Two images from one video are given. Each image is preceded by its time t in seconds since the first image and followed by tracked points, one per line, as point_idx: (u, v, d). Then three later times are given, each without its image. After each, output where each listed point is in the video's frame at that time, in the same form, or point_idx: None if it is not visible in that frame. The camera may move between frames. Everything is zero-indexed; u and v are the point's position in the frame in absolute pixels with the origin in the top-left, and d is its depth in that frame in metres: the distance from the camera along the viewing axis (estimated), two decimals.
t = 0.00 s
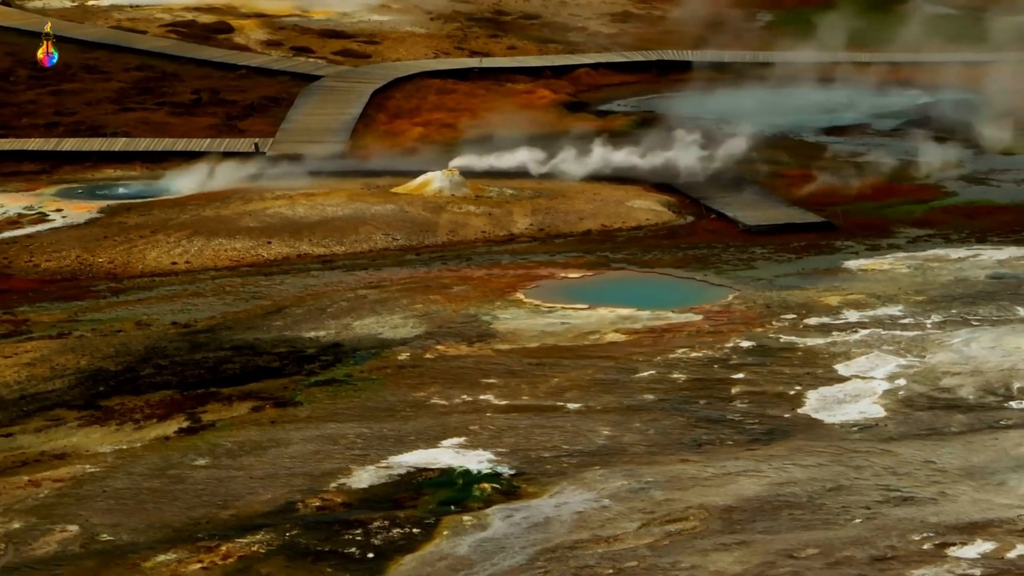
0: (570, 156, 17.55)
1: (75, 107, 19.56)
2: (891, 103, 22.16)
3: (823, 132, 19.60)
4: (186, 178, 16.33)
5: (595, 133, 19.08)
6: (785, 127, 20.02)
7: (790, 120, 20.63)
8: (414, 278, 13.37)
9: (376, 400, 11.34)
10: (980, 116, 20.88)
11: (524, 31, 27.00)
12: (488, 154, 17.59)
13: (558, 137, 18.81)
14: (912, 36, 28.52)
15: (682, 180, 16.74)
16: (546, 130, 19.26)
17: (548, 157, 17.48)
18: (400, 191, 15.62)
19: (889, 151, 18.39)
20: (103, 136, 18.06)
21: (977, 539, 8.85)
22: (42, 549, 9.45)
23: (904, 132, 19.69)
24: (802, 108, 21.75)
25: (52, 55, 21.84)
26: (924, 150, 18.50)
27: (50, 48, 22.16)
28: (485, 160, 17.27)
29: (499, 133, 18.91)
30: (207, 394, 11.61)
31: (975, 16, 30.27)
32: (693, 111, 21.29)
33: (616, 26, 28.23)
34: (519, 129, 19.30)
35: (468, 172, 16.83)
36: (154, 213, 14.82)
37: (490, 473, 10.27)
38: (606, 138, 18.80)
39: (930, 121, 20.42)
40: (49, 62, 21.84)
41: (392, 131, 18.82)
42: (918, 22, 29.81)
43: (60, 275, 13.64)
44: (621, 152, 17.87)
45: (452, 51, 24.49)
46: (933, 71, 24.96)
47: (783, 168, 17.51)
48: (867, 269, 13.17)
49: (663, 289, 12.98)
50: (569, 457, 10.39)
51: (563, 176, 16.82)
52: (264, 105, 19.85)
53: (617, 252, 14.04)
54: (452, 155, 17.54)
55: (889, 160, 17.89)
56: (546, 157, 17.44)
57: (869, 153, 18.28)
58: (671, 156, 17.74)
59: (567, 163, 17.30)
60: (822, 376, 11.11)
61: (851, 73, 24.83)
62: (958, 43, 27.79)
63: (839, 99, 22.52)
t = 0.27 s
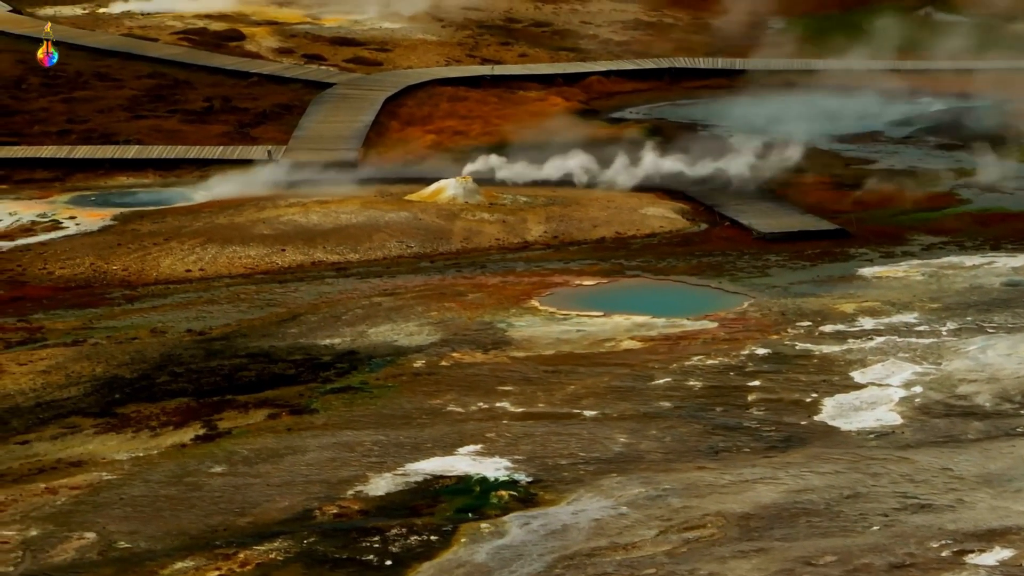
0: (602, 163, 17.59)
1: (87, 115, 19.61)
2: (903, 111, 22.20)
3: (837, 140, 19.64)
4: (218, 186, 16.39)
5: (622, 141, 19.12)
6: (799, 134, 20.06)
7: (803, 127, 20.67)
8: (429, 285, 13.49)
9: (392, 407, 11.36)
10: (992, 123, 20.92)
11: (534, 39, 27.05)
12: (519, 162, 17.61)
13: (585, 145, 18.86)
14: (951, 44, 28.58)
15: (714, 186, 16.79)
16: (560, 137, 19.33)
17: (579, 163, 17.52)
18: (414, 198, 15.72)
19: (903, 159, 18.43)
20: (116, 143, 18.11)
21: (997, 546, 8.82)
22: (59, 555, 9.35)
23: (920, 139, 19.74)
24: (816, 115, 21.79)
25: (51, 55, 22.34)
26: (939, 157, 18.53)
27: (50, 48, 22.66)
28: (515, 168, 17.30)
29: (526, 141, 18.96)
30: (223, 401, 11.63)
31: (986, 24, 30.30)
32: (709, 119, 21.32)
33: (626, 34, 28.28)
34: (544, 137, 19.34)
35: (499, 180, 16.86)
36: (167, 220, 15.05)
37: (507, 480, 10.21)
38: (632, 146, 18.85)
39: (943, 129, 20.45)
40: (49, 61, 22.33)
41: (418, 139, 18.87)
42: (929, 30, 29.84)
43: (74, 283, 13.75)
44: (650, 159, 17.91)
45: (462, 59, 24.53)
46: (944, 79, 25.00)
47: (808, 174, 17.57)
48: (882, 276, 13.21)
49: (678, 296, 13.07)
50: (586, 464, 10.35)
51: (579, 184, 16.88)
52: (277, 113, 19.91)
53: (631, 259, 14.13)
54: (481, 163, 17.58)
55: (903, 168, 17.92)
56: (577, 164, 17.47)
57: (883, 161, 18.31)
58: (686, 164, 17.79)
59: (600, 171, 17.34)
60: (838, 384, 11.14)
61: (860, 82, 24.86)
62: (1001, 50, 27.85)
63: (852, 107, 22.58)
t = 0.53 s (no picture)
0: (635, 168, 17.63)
1: (98, 121, 19.64)
2: (915, 117, 22.20)
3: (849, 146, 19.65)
4: (254, 191, 16.49)
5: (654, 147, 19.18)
6: (811, 140, 20.07)
7: (816, 134, 20.67)
8: (442, 291, 13.52)
9: (406, 413, 11.37)
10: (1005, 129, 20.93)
11: (543, 45, 27.08)
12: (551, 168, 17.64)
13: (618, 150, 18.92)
14: (990, 49, 28.64)
15: (747, 192, 16.82)
16: (572, 143, 19.34)
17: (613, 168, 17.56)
18: (426, 205, 15.77)
19: (915, 164, 18.44)
20: (127, 149, 18.14)
21: (1012, 552, 8.82)
22: (74, 561, 9.36)
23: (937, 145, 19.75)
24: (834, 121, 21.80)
25: (51, 55, 22.73)
26: (951, 163, 18.53)
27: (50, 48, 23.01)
28: (549, 175, 17.34)
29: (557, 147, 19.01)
30: (237, 407, 11.64)
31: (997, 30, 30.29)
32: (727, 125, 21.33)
33: (636, 39, 28.31)
34: (574, 142, 19.39)
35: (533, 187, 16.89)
36: (178, 226, 15.12)
37: (522, 486, 10.22)
38: (663, 152, 18.89)
39: (955, 136, 20.46)
40: (48, 62, 22.64)
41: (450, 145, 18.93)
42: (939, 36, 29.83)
43: (86, 289, 13.80)
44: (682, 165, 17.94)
45: (473, 65, 24.56)
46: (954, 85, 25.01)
47: (839, 179, 17.60)
48: (895, 282, 13.24)
49: (691, 302, 13.10)
50: (601, 470, 10.36)
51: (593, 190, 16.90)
52: (289, 119, 19.93)
53: (644, 265, 14.15)
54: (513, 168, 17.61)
55: (916, 174, 17.93)
56: (610, 170, 17.51)
57: (894, 166, 18.33)
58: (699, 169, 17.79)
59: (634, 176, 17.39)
60: (852, 390, 11.15)
61: (869, 88, 24.87)
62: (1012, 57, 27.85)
63: (864, 113, 22.59)
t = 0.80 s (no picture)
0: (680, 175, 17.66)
1: (111, 127, 19.70)
2: (927, 123, 22.23)
3: (862, 152, 19.67)
4: (303, 197, 16.55)
5: (696, 153, 19.21)
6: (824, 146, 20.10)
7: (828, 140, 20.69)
8: (457, 297, 13.56)
9: (423, 419, 11.40)
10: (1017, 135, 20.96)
11: (554, 51, 27.13)
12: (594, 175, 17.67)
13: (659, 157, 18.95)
14: (1018, 54, 28.83)
15: (778, 198, 16.84)
16: (585, 149, 19.37)
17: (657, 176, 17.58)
18: (440, 211, 15.82)
19: (929, 171, 18.47)
20: (140, 155, 18.19)
21: None
22: (92, 568, 9.38)
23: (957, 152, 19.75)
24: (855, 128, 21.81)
25: (51, 56, 23.02)
26: (965, 170, 18.56)
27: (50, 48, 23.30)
28: (579, 183, 17.36)
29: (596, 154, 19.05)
30: (253, 413, 11.66)
31: (1008, 36, 30.29)
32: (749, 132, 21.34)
33: (646, 46, 28.36)
34: (614, 149, 19.42)
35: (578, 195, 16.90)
36: (192, 233, 15.17)
37: (540, 492, 10.23)
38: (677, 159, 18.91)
39: (967, 142, 20.49)
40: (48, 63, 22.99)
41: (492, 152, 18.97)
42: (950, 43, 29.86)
43: (101, 295, 13.85)
44: (725, 172, 17.96)
45: (485, 72, 24.61)
46: (965, 91, 25.06)
47: (875, 186, 17.60)
48: (910, 288, 13.27)
49: (706, 308, 13.14)
50: (618, 476, 10.38)
51: (607, 197, 16.92)
52: (301, 125, 19.98)
53: (658, 271, 14.19)
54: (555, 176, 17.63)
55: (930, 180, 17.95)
56: (655, 177, 17.55)
57: (908, 172, 18.37)
58: (714, 176, 17.81)
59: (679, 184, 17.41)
60: (868, 396, 11.18)
61: (878, 93, 24.88)
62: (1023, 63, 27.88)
63: (877, 119, 22.62)
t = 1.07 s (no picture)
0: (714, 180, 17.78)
1: (122, 132, 19.73)
2: (937, 127, 22.26)
3: (873, 157, 19.71)
4: (332, 201, 16.63)
5: (732, 158, 19.28)
6: (835, 151, 20.12)
7: (839, 145, 20.72)
8: (470, 302, 13.61)
9: (437, 424, 11.42)
10: None
11: (564, 55, 27.17)
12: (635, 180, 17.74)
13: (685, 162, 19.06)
14: None
15: (790, 203, 16.86)
16: (596, 154, 19.40)
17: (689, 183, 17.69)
18: (452, 215, 15.87)
19: (940, 175, 18.49)
20: (151, 160, 18.22)
21: None
22: (106, 572, 9.37)
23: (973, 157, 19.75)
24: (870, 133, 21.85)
25: (51, 55, 23.20)
26: (976, 174, 18.60)
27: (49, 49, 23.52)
28: (589, 188, 17.39)
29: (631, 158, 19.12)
30: (267, 418, 11.68)
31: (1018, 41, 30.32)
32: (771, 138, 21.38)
33: (655, 50, 28.39)
34: (637, 154, 19.48)
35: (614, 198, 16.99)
36: (204, 237, 15.21)
37: (554, 497, 10.21)
38: (688, 164, 18.93)
39: (977, 146, 20.52)
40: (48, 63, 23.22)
41: (529, 159, 19.07)
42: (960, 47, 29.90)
43: (113, 300, 13.88)
44: (762, 177, 18.02)
45: (495, 76, 24.65)
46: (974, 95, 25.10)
47: (887, 191, 17.62)
48: (922, 293, 13.31)
49: (719, 313, 13.18)
50: (633, 481, 10.38)
51: (617, 201, 16.94)
52: (313, 129, 20.02)
53: (670, 276, 14.22)
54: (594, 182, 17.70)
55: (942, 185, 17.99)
56: (680, 182, 17.60)
57: (919, 176, 18.41)
58: (725, 181, 17.83)
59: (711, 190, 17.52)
60: (882, 401, 11.21)
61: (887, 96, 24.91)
62: None
63: (887, 124, 22.65)
